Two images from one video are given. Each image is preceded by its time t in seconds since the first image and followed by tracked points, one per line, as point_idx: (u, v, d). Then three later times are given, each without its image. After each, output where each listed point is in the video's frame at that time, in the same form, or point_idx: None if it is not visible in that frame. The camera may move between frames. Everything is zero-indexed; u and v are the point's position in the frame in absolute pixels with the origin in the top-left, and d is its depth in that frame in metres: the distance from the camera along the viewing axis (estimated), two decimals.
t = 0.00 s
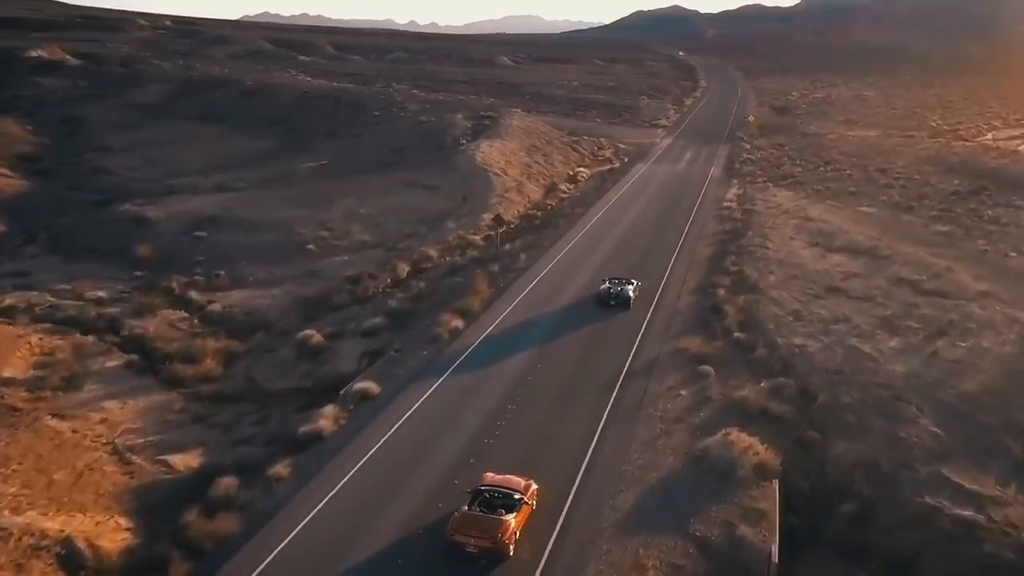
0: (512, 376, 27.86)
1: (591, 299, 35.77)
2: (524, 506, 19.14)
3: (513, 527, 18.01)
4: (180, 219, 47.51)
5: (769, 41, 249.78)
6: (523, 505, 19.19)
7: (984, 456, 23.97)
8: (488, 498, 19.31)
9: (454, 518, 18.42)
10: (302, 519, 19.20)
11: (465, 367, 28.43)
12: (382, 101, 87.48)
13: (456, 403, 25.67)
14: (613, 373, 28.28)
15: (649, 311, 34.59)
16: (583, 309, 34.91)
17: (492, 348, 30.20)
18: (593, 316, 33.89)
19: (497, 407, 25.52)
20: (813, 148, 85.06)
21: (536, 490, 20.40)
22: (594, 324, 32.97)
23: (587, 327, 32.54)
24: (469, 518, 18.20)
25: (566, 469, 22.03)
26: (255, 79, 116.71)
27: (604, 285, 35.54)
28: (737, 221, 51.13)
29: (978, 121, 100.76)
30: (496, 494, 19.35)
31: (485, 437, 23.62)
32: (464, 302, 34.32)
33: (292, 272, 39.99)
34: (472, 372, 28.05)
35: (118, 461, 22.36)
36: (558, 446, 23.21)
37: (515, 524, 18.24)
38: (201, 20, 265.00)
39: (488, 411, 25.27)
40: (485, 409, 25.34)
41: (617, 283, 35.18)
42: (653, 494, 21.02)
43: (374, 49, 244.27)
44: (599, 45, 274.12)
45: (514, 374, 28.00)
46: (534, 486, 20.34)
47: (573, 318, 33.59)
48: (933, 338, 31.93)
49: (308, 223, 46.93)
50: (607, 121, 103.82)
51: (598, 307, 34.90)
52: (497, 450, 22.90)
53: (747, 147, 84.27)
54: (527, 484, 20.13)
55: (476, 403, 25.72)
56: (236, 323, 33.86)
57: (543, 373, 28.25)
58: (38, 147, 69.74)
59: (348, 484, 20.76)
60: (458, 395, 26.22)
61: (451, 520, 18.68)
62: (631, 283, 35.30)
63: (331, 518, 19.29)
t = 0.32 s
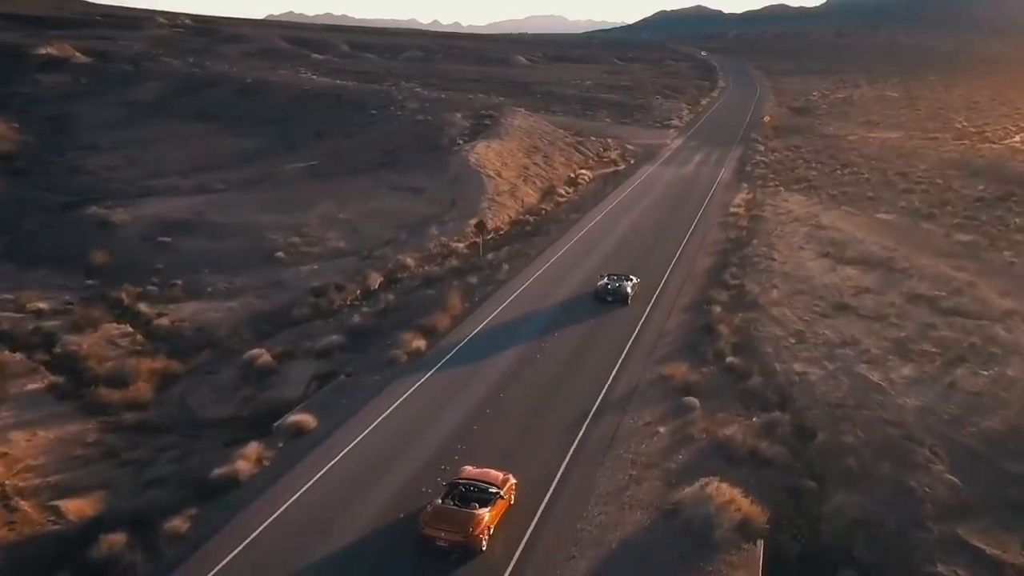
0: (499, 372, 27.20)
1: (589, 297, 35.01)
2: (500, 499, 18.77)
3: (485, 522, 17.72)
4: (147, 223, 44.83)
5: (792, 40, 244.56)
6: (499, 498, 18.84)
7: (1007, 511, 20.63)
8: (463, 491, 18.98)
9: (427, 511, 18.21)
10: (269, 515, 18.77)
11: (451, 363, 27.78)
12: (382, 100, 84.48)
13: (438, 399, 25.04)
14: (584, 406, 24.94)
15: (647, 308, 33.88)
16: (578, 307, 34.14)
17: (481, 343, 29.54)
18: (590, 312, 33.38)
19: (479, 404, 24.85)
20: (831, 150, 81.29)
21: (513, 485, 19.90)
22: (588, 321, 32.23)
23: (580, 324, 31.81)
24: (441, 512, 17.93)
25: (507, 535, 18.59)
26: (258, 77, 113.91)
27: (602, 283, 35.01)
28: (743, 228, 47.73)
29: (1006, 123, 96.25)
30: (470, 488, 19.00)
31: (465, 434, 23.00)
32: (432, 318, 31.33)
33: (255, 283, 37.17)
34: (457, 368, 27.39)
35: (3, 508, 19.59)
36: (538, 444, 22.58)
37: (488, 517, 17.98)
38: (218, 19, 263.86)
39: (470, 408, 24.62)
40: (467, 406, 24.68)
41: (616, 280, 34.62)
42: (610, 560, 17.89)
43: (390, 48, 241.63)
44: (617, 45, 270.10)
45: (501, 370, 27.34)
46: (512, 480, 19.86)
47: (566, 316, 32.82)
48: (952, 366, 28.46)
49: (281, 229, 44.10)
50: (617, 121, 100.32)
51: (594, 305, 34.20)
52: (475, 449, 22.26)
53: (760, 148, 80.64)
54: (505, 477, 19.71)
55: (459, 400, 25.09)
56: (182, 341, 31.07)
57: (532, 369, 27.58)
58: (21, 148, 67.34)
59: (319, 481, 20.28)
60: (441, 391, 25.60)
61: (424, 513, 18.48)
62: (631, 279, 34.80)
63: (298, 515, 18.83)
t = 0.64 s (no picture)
0: (491, 366, 26.79)
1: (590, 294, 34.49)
2: (478, 492, 18.49)
3: (461, 515, 17.44)
4: (111, 226, 42.19)
5: (819, 40, 238.85)
6: (477, 491, 18.57)
7: None
8: (441, 484, 18.72)
9: (403, 503, 17.97)
10: (240, 510, 18.56)
11: (444, 357, 27.41)
12: (383, 99, 81.49)
13: (426, 393, 24.69)
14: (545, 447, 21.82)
15: (647, 306, 33.48)
16: (577, 304, 33.63)
17: (475, 338, 29.14)
18: (591, 307, 33.10)
19: (467, 399, 24.44)
20: (853, 152, 77.35)
21: (494, 479, 19.61)
22: (586, 318, 31.71)
23: (578, 321, 31.30)
24: (416, 505, 17.68)
25: (452, 567, 16.82)
26: (264, 75, 111.30)
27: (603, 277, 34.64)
28: (750, 237, 44.23)
29: None
30: (449, 480, 18.75)
31: (450, 429, 22.64)
32: (392, 337, 28.39)
33: (212, 293, 34.38)
34: (449, 361, 27.00)
35: None
36: (523, 441, 22.15)
37: (465, 509, 17.73)
38: (240, 19, 263.31)
39: (457, 402, 24.22)
40: (454, 401, 24.30)
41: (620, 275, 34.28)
42: None
43: (409, 46, 239.09)
44: (640, 44, 265.62)
45: (493, 365, 26.92)
46: (493, 472, 19.60)
47: (564, 313, 32.32)
48: (975, 401, 24.97)
49: (253, 234, 41.29)
50: (631, 121, 96.65)
51: (596, 302, 33.73)
52: (458, 445, 21.87)
53: (778, 151, 76.90)
54: (486, 469, 19.44)
55: (447, 394, 24.72)
56: (118, 360, 28.35)
57: (525, 364, 27.12)
58: (5, 147, 65.06)
59: (296, 476, 20.04)
60: (430, 385, 25.20)
61: (400, 504, 18.25)
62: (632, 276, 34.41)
63: (268, 510, 18.57)
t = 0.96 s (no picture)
0: (483, 362, 26.24)
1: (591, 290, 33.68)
2: (458, 486, 18.10)
3: (438, 509, 17.07)
4: (74, 228, 39.94)
5: (844, 41, 234.16)
6: (457, 485, 18.14)
7: None
8: (421, 476, 18.34)
9: (381, 495, 17.65)
10: (214, 503, 18.30)
11: (435, 352, 26.90)
12: (384, 98, 78.96)
13: (413, 387, 24.19)
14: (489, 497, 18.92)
15: (650, 301, 32.79)
16: (577, 301, 32.89)
17: (469, 334, 28.60)
18: (591, 303, 32.48)
19: (456, 393, 23.98)
20: (873, 155, 73.90)
21: (478, 471, 19.23)
22: (585, 315, 31.01)
23: (577, 318, 30.63)
24: (393, 497, 17.33)
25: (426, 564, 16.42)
26: (270, 73, 109.23)
27: (605, 273, 34.06)
28: (755, 246, 41.11)
29: None
30: (429, 474, 18.36)
31: (435, 424, 22.14)
32: (343, 357, 25.74)
33: (165, 303, 31.92)
34: (440, 357, 26.46)
35: None
36: (509, 436, 21.57)
37: (443, 502, 17.39)
38: (260, 18, 262.93)
39: (445, 397, 23.71)
40: (443, 394, 23.84)
41: (622, 271, 33.70)
42: None
43: (427, 45, 236.96)
44: (660, 45, 262.02)
45: (485, 360, 26.38)
46: (476, 465, 19.21)
47: (562, 309, 31.67)
48: (993, 441, 21.86)
49: (221, 239, 38.85)
50: (643, 122, 93.57)
51: (597, 300, 32.84)
52: (441, 441, 21.31)
53: (793, 153, 73.62)
54: (469, 462, 19.04)
55: (435, 388, 24.20)
56: (47, 380, 25.95)
57: (518, 360, 26.54)
58: None
59: (274, 469, 19.70)
60: (420, 378, 24.82)
61: (378, 497, 17.94)
62: (635, 272, 33.86)
63: (241, 505, 18.26)
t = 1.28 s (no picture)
0: (466, 357, 25.76)
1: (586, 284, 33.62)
2: (430, 478, 17.75)
3: (405, 502, 16.73)
4: (15, 233, 37.28)
5: (864, 40, 228.94)
6: (429, 477, 17.80)
7: None
8: (392, 468, 18.05)
9: (350, 486, 17.35)
10: (178, 492, 17.93)
11: (418, 347, 26.43)
12: (377, 95, 75.90)
13: (392, 380, 23.75)
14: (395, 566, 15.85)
15: (645, 297, 32.43)
16: (570, 296, 32.23)
17: (456, 328, 28.14)
18: (586, 297, 32.15)
19: (439, 387, 23.62)
20: (888, 157, 70.17)
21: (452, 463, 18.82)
22: (576, 312, 30.32)
23: (567, 314, 30.00)
24: (360, 489, 17.01)
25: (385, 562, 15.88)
26: (267, 71, 106.47)
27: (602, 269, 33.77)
28: (751, 256, 37.74)
29: None
30: (400, 466, 18.05)
31: (411, 419, 21.65)
32: (265, 384, 22.78)
33: (90, 318, 29.15)
34: (423, 352, 26.00)
35: None
36: (484, 433, 21.01)
37: (412, 495, 17.07)
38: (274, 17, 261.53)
39: (424, 392, 23.25)
40: (425, 388, 23.49)
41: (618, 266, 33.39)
42: None
43: (439, 44, 234.12)
44: (677, 45, 257.89)
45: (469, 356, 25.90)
46: (451, 456, 18.88)
47: (553, 305, 31.06)
48: (1009, 495, 18.46)
49: (169, 246, 36.06)
50: (649, 122, 90.11)
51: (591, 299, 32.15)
52: (415, 437, 20.77)
53: (803, 154, 70.06)
54: (444, 454, 18.71)
55: (414, 383, 23.76)
56: None
57: (502, 356, 26.02)
58: None
59: (242, 459, 19.31)
60: (403, 370, 24.49)
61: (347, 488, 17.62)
62: (632, 267, 33.49)
63: (213, 491, 18.04)
